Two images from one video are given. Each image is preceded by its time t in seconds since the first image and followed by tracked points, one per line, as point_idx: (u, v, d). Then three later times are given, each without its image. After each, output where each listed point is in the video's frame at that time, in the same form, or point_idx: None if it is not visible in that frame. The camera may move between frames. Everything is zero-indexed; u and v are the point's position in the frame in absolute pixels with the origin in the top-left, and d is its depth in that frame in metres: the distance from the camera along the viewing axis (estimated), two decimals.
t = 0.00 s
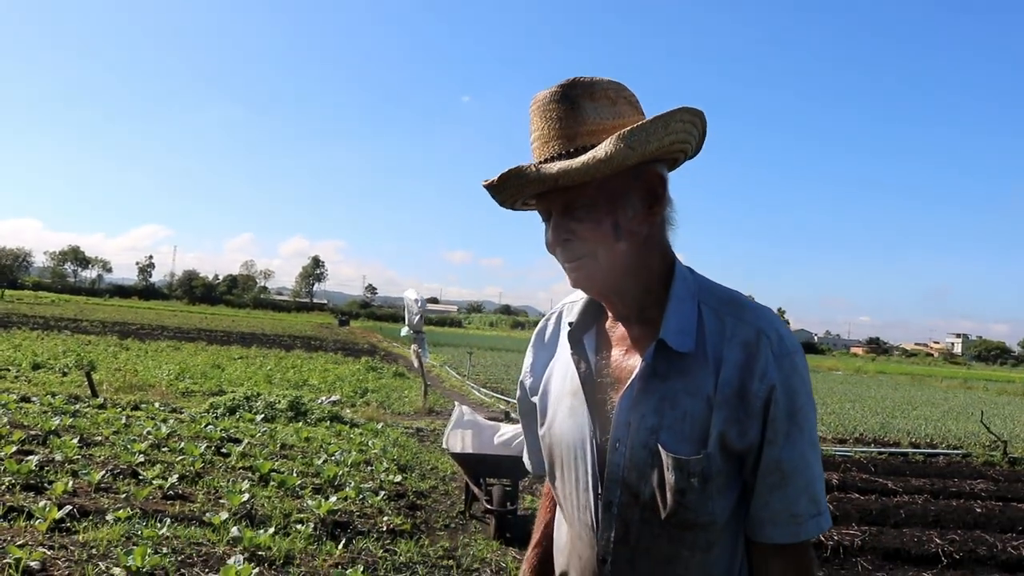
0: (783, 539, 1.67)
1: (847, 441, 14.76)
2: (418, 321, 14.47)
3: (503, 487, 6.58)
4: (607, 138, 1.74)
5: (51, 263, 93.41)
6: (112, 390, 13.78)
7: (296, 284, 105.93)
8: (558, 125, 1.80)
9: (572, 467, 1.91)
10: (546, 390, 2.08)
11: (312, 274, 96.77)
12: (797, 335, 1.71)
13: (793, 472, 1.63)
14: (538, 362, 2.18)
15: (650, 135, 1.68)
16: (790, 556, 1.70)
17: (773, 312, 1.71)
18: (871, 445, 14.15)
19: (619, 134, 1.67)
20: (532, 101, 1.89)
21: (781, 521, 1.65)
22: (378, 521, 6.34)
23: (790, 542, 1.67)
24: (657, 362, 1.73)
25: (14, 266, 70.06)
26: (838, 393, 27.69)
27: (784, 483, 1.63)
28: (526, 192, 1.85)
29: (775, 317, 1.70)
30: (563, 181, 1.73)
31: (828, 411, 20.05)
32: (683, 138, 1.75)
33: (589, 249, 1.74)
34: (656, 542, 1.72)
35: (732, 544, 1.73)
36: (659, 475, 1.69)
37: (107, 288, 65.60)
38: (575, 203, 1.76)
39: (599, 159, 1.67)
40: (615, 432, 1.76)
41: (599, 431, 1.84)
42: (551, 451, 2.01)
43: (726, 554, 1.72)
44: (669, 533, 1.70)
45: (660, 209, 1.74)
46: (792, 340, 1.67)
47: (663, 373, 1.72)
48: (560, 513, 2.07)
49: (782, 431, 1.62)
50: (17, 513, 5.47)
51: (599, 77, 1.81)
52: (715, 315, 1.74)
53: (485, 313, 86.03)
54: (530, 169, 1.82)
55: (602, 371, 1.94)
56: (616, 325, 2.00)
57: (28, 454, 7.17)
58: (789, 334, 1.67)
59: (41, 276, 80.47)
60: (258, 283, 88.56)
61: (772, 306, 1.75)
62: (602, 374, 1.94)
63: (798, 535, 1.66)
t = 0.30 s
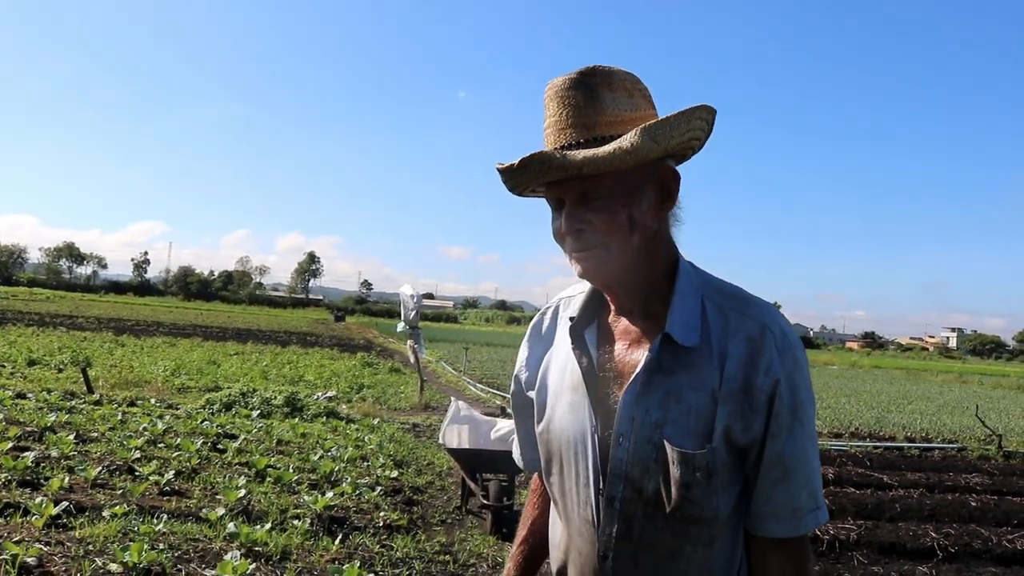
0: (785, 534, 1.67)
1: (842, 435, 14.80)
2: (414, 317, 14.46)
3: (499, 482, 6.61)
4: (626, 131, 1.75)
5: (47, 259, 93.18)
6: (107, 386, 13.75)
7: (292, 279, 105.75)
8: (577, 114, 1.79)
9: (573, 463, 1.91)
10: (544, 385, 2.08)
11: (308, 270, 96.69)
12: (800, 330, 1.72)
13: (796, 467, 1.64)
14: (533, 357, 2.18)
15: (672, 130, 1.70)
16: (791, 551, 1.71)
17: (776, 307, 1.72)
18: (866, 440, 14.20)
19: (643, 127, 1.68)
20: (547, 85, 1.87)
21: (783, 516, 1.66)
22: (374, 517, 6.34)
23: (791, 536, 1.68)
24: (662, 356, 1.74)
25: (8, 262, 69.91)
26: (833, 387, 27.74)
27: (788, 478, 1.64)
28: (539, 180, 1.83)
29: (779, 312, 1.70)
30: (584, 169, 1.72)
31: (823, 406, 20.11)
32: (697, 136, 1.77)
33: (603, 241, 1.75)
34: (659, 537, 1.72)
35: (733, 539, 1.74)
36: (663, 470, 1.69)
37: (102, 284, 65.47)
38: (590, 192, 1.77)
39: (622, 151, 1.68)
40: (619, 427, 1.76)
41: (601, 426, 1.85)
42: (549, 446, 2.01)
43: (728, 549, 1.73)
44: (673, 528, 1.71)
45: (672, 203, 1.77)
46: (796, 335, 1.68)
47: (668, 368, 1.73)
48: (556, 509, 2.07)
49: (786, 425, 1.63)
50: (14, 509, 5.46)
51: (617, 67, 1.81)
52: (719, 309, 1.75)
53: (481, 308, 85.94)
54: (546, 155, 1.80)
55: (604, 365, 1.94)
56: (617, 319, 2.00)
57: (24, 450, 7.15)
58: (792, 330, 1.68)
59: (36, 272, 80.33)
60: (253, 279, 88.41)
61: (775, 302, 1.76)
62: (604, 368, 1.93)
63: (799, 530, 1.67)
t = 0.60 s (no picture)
0: (776, 531, 1.67)
1: (844, 427, 14.81)
2: (415, 310, 14.45)
3: (501, 474, 6.63)
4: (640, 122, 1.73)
5: (50, 253, 93.39)
6: (110, 380, 13.78)
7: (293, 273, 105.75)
8: (592, 98, 1.78)
9: (570, 452, 1.91)
10: (544, 373, 2.07)
11: (309, 264, 96.76)
12: (797, 326, 1.71)
13: (788, 465, 1.63)
14: (534, 344, 2.18)
15: (685, 127, 1.68)
16: (783, 547, 1.70)
17: (777, 302, 1.70)
18: (868, 431, 14.20)
19: (656, 121, 1.67)
20: (568, 64, 1.85)
21: (776, 513, 1.66)
22: (377, 509, 6.35)
23: (782, 534, 1.67)
24: (658, 347, 1.73)
25: (10, 257, 70.09)
26: (835, 379, 27.73)
27: (780, 475, 1.64)
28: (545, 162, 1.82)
29: (777, 307, 1.69)
30: (592, 155, 1.71)
31: (825, 398, 20.12)
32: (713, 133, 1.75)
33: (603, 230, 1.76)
34: (652, 529, 1.72)
35: (726, 535, 1.73)
36: (657, 462, 1.69)
37: (104, 279, 65.59)
38: (597, 179, 1.76)
39: (633, 143, 1.66)
40: (614, 419, 1.74)
41: (597, 416, 1.84)
42: (547, 435, 2.01)
43: (720, 544, 1.72)
44: (666, 521, 1.70)
45: (679, 197, 1.76)
46: (793, 331, 1.66)
47: (663, 359, 1.72)
48: (554, 497, 2.07)
49: (780, 422, 1.62)
50: (17, 503, 5.47)
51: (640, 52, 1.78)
52: (717, 303, 1.73)
53: (483, 301, 86.01)
54: (556, 137, 1.78)
55: (602, 354, 1.92)
56: (615, 309, 1.98)
57: (27, 444, 7.16)
58: (790, 327, 1.66)
59: (37, 267, 80.49)
60: (254, 273, 88.52)
61: (774, 297, 1.74)
62: (601, 357, 1.92)
63: (791, 527, 1.67)
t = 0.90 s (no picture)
0: (771, 533, 1.66)
1: (848, 423, 14.79)
2: (418, 307, 14.45)
3: (504, 472, 6.63)
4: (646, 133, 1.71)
5: (53, 251, 93.54)
6: (113, 378, 13.81)
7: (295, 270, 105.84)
8: (598, 102, 1.76)
9: (567, 451, 1.90)
10: (543, 370, 2.06)
11: (312, 261, 96.82)
12: (794, 327, 1.69)
13: (783, 467, 1.62)
14: (533, 340, 2.17)
15: (689, 141, 1.68)
16: (778, 548, 1.70)
17: (773, 304, 1.68)
18: (872, 427, 14.18)
19: (662, 134, 1.66)
20: (575, 61, 1.82)
21: (770, 515, 1.65)
22: (380, 506, 6.36)
23: (777, 536, 1.66)
24: (652, 348, 1.72)
25: (14, 256, 70.29)
26: (839, 375, 27.69)
27: (774, 477, 1.63)
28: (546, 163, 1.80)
29: (773, 308, 1.67)
30: (596, 163, 1.69)
31: (828, 393, 20.10)
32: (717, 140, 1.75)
33: (602, 237, 1.75)
34: (646, 528, 1.72)
35: (720, 535, 1.73)
36: (651, 464, 1.68)
37: (107, 277, 65.71)
38: (597, 186, 1.74)
39: (639, 156, 1.65)
40: (609, 418, 1.73)
41: (593, 415, 1.84)
42: (544, 434, 2.00)
43: (714, 545, 1.72)
44: (660, 521, 1.70)
45: (679, 206, 1.76)
46: (788, 333, 1.65)
47: (658, 360, 1.71)
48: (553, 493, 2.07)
49: (774, 425, 1.61)
50: (22, 501, 5.49)
51: (650, 53, 1.76)
52: (713, 304, 1.72)
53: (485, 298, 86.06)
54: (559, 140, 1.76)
55: (598, 354, 1.91)
56: (613, 307, 1.97)
57: (31, 442, 7.18)
58: (786, 328, 1.65)
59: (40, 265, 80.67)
60: (257, 270, 88.61)
61: (771, 298, 1.72)
62: (598, 357, 1.91)
63: (786, 529, 1.66)
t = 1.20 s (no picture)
0: (770, 532, 1.66)
1: (849, 420, 14.79)
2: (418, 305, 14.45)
3: (505, 469, 6.64)
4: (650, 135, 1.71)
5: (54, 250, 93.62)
6: (114, 377, 13.82)
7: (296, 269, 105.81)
8: (602, 102, 1.75)
9: (566, 449, 1.90)
10: (540, 368, 2.07)
11: (313, 259, 96.86)
12: (793, 327, 1.69)
13: (783, 467, 1.62)
14: (531, 337, 2.16)
15: (693, 142, 1.68)
16: (778, 548, 1.70)
17: (775, 305, 1.68)
18: (873, 424, 14.18)
19: (666, 136, 1.65)
20: (575, 62, 1.81)
21: (769, 514, 1.65)
22: (381, 504, 6.37)
23: (776, 535, 1.67)
24: (653, 348, 1.71)
25: (15, 255, 70.34)
26: (840, 372, 27.67)
27: (773, 477, 1.63)
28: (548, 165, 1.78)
29: (773, 308, 1.67)
30: (601, 165, 1.68)
31: (829, 390, 20.10)
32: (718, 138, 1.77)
33: (606, 239, 1.75)
34: (645, 527, 1.72)
35: (719, 533, 1.73)
36: (651, 463, 1.68)
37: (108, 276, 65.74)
38: (601, 187, 1.74)
39: (646, 158, 1.65)
40: (608, 417, 1.74)
41: (591, 414, 1.84)
42: (543, 432, 2.00)
43: (713, 543, 1.72)
44: (659, 520, 1.70)
45: (681, 205, 1.76)
46: (788, 334, 1.65)
47: (658, 360, 1.70)
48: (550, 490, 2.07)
49: (774, 425, 1.61)
50: (23, 499, 5.50)
51: (651, 51, 1.75)
52: (712, 304, 1.72)
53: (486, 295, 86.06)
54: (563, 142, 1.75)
55: (597, 353, 1.91)
56: (611, 306, 1.97)
57: (32, 441, 7.18)
58: (785, 328, 1.65)
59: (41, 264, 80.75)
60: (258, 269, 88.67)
61: (770, 297, 1.72)
62: (596, 356, 1.91)
63: (785, 527, 1.66)
